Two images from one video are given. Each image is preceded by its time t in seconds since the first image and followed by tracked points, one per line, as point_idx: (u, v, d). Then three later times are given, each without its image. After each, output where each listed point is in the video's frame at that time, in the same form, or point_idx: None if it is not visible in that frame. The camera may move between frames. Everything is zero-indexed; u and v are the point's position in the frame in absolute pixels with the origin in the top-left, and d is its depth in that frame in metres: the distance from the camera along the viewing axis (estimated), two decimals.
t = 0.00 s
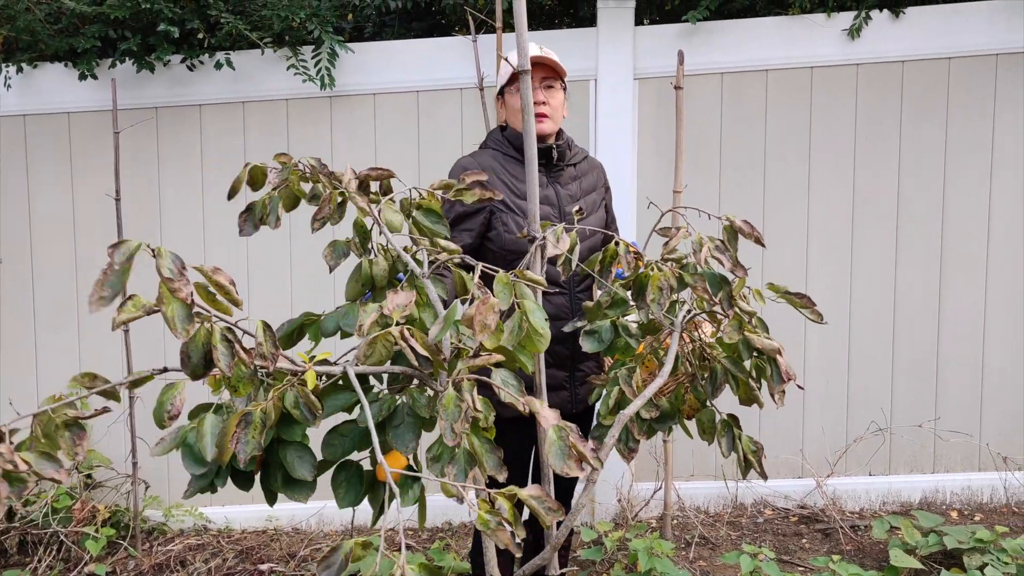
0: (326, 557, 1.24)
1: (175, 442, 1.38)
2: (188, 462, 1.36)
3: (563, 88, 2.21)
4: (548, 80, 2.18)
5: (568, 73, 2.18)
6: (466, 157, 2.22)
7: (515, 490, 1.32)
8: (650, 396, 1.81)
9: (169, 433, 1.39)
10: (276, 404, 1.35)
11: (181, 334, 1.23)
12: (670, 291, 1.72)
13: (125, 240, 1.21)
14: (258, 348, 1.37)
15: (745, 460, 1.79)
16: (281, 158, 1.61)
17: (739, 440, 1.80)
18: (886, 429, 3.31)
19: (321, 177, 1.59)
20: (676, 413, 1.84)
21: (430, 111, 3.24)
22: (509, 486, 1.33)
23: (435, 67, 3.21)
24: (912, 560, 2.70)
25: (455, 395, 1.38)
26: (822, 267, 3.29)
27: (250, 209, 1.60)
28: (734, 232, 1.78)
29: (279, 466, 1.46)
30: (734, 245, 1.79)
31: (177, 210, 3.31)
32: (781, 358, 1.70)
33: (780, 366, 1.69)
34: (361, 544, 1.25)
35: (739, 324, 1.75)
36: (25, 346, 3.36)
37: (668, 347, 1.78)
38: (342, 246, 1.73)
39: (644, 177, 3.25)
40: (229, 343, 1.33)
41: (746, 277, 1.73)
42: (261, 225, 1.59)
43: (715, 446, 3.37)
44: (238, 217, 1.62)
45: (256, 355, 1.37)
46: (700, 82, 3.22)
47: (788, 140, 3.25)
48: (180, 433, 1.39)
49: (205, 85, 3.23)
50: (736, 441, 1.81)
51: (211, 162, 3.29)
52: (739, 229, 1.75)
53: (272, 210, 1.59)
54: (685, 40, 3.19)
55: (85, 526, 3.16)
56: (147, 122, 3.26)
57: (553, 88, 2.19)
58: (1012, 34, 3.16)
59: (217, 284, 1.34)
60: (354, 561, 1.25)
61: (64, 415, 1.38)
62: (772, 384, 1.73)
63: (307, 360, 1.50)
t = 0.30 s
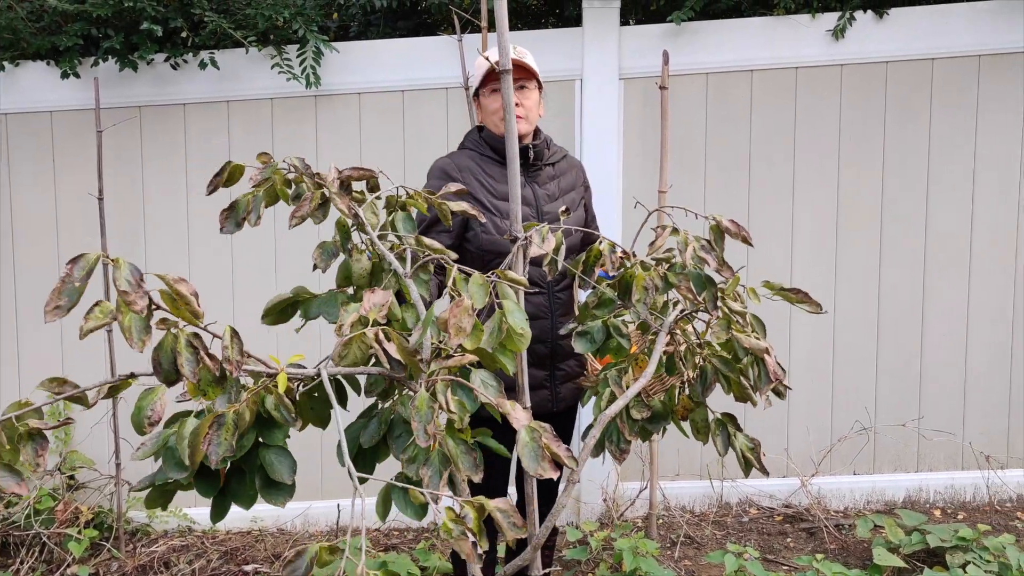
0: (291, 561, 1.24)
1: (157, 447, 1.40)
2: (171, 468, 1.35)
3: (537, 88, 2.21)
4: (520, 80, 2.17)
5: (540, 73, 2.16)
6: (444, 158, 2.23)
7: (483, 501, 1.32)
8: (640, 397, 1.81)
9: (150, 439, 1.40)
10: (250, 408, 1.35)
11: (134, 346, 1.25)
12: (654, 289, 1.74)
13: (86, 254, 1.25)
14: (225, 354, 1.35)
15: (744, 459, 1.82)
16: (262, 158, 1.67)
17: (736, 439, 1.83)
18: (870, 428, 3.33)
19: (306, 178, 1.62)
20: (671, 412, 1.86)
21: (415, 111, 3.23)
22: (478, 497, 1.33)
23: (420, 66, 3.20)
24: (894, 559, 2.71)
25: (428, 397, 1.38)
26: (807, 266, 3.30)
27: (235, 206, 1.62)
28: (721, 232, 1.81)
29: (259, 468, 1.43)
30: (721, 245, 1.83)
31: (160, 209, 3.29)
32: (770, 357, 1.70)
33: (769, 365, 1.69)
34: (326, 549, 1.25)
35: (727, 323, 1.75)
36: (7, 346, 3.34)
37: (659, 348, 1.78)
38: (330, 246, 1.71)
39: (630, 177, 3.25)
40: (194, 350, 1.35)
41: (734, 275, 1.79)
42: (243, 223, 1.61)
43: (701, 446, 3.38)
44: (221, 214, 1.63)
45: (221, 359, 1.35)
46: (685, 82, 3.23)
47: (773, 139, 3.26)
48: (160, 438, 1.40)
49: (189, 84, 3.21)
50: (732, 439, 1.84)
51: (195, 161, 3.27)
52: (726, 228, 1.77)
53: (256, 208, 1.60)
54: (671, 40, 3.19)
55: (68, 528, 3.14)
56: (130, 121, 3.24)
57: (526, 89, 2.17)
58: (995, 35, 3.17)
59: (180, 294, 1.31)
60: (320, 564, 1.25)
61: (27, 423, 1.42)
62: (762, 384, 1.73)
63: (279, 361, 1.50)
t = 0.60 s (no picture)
0: (258, 553, 1.25)
1: (162, 445, 1.38)
2: (173, 464, 1.36)
3: (533, 90, 2.19)
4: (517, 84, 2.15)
5: (537, 79, 2.14)
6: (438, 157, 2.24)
7: (455, 508, 1.32)
8: (637, 399, 1.81)
9: (157, 436, 1.39)
10: (244, 402, 1.34)
11: (116, 335, 1.25)
12: (652, 292, 1.73)
13: (72, 242, 1.25)
14: (213, 346, 1.35)
15: (735, 465, 1.80)
16: (292, 150, 1.62)
17: (729, 445, 1.81)
18: (865, 428, 3.33)
19: (322, 172, 1.61)
20: (666, 415, 1.87)
21: (410, 110, 3.23)
22: (451, 505, 1.33)
23: (416, 66, 3.20)
24: (891, 559, 2.71)
25: (414, 398, 1.38)
26: (802, 267, 3.30)
27: (258, 198, 1.59)
28: (721, 236, 1.78)
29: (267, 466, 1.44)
30: (720, 248, 1.79)
31: (156, 209, 3.28)
32: (768, 362, 1.70)
33: (766, 371, 1.70)
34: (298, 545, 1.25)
35: (726, 327, 1.76)
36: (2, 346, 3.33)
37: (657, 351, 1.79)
38: (347, 242, 1.76)
39: (625, 177, 3.25)
40: (179, 341, 1.34)
41: (732, 279, 1.76)
42: (265, 216, 1.58)
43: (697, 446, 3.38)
44: (244, 204, 1.60)
45: (210, 351, 1.36)
46: (681, 83, 3.23)
47: (768, 140, 3.26)
48: (167, 435, 1.39)
49: (184, 84, 3.21)
50: (726, 445, 1.82)
51: (190, 161, 3.27)
52: (725, 232, 1.75)
53: (278, 201, 1.58)
54: (667, 41, 3.19)
55: (63, 529, 3.13)
56: (126, 121, 3.24)
57: (522, 92, 2.16)
58: (991, 36, 3.18)
59: (168, 284, 1.31)
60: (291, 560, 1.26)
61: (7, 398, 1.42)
62: (758, 389, 1.73)
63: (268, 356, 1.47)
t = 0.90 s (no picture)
0: (257, 553, 1.22)
1: (162, 438, 1.38)
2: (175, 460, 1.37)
3: (538, 91, 2.19)
4: (523, 84, 2.15)
5: (543, 81, 2.15)
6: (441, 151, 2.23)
7: (454, 509, 1.31)
8: (643, 401, 1.81)
9: (157, 430, 1.39)
10: (245, 399, 1.34)
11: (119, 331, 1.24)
12: (654, 292, 1.72)
13: (73, 240, 1.24)
14: (215, 344, 1.35)
15: (743, 467, 1.79)
16: (302, 146, 1.60)
17: (736, 446, 1.81)
18: (865, 427, 3.33)
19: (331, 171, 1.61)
20: (672, 417, 1.85)
21: (408, 110, 3.23)
22: (450, 507, 1.32)
23: (414, 66, 3.20)
24: (890, 558, 2.71)
25: (414, 399, 1.37)
26: (801, 267, 3.30)
27: (266, 195, 1.58)
28: (723, 236, 1.78)
29: (266, 462, 1.43)
30: (723, 248, 1.79)
31: (154, 210, 3.28)
32: (772, 363, 1.69)
33: (770, 371, 1.69)
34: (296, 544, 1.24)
35: (730, 328, 1.73)
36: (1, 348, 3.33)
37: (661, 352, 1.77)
38: (354, 241, 1.75)
39: (624, 176, 3.25)
40: (179, 338, 1.34)
41: (736, 279, 1.76)
42: (273, 213, 1.57)
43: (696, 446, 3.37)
44: (251, 201, 1.59)
45: (211, 349, 1.35)
46: (679, 82, 3.23)
47: (766, 139, 3.26)
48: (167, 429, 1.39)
49: (182, 85, 3.20)
50: (733, 446, 1.82)
51: (188, 162, 3.27)
52: (727, 232, 1.75)
53: (285, 198, 1.57)
54: (665, 40, 3.19)
55: (62, 530, 3.13)
56: (124, 121, 3.24)
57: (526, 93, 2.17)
58: (989, 35, 3.18)
59: (169, 281, 1.30)
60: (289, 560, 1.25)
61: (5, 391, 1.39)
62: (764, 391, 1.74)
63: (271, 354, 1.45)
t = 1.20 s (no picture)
0: (259, 563, 1.23)
1: (151, 445, 1.38)
2: (165, 465, 1.36)
3: (548, 92, 2.23)
4: (531, 83, 2.19)
5: (552, 81, 2.18)
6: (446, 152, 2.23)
7: (456, 515, 1.30)
8: (632, 399, 1.81)
9: (145, 437, 1.38)
10: (238, 405, 1.35)
11: (111, 349, 1.23)
12: (648, 291, 1.72)
13: (63, 256, 1.24)
14: (209, 353, 1.33)
15: (730, 463, 1.81)
16: (279, 147, 1.62)
17: (724, 443, 1.82)
18: (865, 425, 3.33)
19: (314, 171, 1.62)
20: (660, 414, 1.85)
21: (406, 110, 3.23)
22: (452, 512, 1.32)
23: (411, 66, 3.20)
24: (890, 557, 2.71)
25: (413, 402, 1.36)
26: (800, 265, 3.30)
27: (247, 195, 1.59)
28: (714, 234, 1.78)
29: (252, 468, 1.42)
30: (715, 247, 1.79)
31: (153, 211, 3.28)
32: (763, 360, 1.71)
33: (761, 368, 1.71)
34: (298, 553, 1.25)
35: (720, 325, 1.74)
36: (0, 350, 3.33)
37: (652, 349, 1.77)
38: (340, 241, 1.75)
39: (622, 175, 3.25)
40: (174, 351, 1.33)
41: (726, 278, 1.76)
42: (255, 213, 1.58)
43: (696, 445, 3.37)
44: (232, 202, 1.60)
45: (205, 360, 1.34)
46: (677, 81, 3.23)
47: (765, 138, 3.26)
48: (155, 436, 1.39)
49: (180, 86, 3.20)
50: (720, 443, 1.83)
51: (186, 163, 3.26)
52: (719, 230, 1.75)
53: (268, 198, 1.58)
54: (662, 40, 3.19)
55: (62, 532, 3.13)
56: (122, 123, 3.24)
57: (534, 93, 2.19)
58: (987, 32, 3.18)
59: (161, 295, 1.30)
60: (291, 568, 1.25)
61: None
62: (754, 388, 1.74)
63: (265, 361, 1.47)
